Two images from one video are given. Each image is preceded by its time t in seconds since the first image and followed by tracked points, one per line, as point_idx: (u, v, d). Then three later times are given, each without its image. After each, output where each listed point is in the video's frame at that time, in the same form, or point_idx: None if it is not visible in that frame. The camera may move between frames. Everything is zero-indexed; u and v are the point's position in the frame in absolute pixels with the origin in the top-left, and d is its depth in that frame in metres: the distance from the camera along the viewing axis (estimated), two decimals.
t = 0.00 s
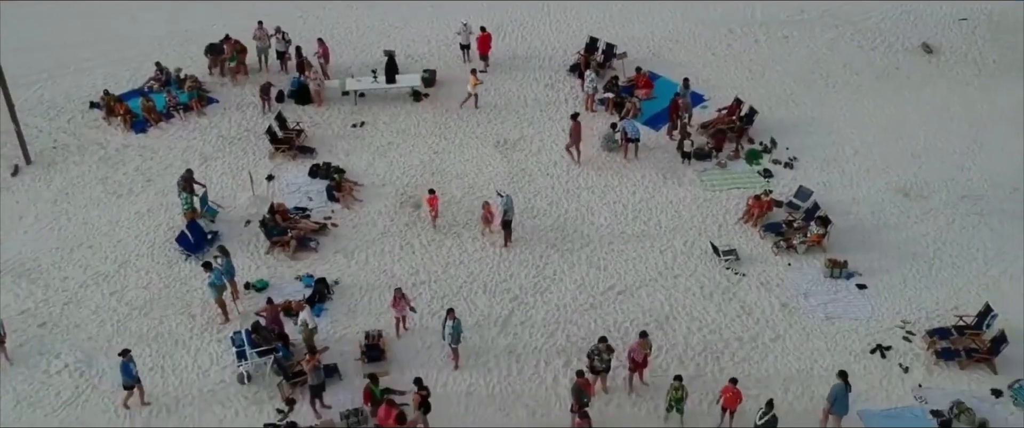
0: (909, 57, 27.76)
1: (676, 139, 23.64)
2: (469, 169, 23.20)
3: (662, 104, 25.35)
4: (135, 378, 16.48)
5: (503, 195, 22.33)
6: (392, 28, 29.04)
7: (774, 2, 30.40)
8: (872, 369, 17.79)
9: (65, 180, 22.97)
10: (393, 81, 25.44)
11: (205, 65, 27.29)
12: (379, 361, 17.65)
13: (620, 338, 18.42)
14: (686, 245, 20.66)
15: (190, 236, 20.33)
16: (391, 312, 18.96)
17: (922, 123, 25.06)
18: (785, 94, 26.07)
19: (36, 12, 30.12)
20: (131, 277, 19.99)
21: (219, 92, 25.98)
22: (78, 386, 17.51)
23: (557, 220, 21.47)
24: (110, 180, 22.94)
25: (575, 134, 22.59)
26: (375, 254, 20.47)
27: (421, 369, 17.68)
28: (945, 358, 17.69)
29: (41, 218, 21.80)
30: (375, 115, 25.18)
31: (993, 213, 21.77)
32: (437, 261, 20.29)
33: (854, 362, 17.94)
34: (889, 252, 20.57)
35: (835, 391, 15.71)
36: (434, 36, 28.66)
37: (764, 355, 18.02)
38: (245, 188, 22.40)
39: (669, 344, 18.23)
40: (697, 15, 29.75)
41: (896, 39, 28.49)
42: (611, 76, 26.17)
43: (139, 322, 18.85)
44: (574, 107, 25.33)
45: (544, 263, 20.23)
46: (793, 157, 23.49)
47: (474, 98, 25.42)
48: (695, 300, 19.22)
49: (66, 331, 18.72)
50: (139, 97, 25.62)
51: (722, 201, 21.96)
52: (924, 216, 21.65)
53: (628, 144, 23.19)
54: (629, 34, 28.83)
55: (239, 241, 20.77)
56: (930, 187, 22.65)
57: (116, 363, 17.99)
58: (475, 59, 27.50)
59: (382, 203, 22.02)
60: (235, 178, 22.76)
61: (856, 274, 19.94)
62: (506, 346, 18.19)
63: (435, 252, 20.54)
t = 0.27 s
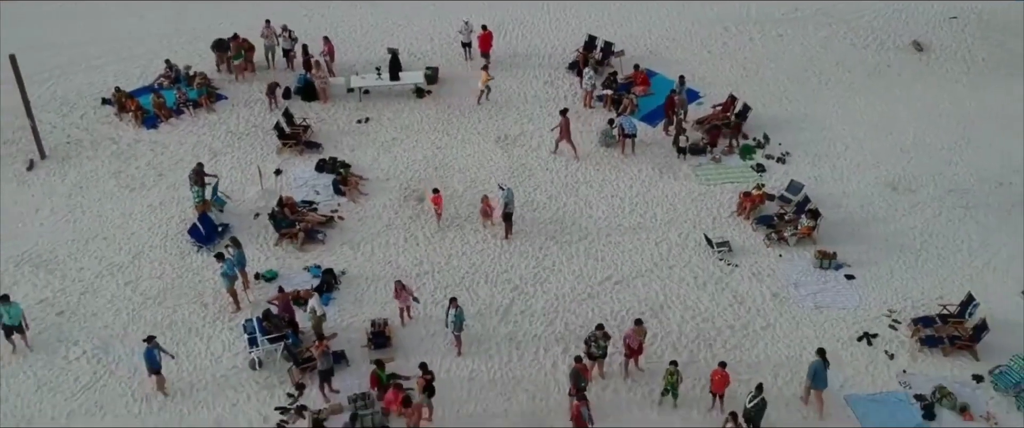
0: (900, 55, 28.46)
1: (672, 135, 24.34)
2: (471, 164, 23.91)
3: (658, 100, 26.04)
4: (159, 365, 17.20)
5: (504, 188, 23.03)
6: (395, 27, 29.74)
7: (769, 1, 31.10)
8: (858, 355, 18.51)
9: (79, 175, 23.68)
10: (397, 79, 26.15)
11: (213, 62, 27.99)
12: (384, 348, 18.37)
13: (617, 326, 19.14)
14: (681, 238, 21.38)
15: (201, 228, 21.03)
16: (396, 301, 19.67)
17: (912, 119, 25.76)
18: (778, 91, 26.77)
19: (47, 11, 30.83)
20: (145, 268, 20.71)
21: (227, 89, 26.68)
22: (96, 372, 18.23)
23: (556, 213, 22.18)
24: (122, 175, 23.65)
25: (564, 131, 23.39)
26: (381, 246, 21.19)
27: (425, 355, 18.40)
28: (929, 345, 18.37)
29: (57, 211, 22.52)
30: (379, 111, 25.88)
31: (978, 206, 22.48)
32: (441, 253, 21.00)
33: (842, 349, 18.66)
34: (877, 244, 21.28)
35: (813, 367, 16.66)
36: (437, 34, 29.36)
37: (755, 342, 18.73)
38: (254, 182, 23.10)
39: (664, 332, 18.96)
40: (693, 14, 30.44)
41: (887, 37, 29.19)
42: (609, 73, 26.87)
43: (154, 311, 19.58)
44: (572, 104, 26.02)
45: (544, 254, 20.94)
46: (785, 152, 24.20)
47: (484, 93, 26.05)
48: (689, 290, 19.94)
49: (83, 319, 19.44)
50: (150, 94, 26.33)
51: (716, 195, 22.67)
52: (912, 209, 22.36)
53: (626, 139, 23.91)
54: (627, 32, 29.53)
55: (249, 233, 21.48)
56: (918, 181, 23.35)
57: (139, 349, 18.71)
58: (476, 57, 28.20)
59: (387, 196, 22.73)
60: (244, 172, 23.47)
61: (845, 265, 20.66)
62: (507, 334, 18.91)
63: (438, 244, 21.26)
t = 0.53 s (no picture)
0: (890, 56, 29.22)
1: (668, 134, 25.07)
2: (473, 162, 24.66)
3: (655, 101, 26.78)
4: (182, 359, 17.93)
5: (504, 186, 23.77)
6: (399, 29, 30.50)
7: (763, 4, 31.86)
8: (846, 346, 19.24)
9: (92, 173, 24.41)
10: (400, 80, 26.91)
11: (221, 64, 28.73)
12: (390, 339, 19.11)
13: (613, 318, 19.88)
14: (676, 234, 22.13)
15: (212, 225, 21.77)
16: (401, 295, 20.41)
17: (901, 119, 26.50)
18: (772, 92, 27.50)
19: (58, 14, 31.60)
20: (158, 262, 21.45)
21: (235, 90, 27.43)
22: (113, 362, 18.97)
23: (556, 210, 22.93)
24: (135, 173, 24.38)
25: (553, 126, 24.26)
26: (386, 242, 21.94)
27: (429, 346, 19.15)
28: (913, 337, 19.10)
29: (72, 208, 23.26)
30: (383, 111, 26.62)
31: (964, 204, 23.22)
32: (444, 248, 21.74)
33: (830, 340, 19.40)
34: (865, 240, 22.03)
35: (795, 347, 17.52)
36: (439, 36, 30.12)
37: (747, 333, 19.48)
38: (262, 180, 23.84)
39: (658, 324, 19.71)
40: (689, 17, 31.20)
41: (878, 39, 29.95)
42: (607, 75, 27.60)
43: (167, 304, 20.31)
44: (571, 104, 26.77)
45: (543, 250, 21.68)
46: (778, 151, 24.94)
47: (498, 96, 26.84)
48: (683, 284, 20.70)
49: (100, 312, 20.18)
50: (160, 95, 27.07)
51: (710, 192, 23.42)
52: (900, 207, 23.10)
53: (623, 138, 24.69)
54: (624, 34, 30.29)
55: (259, 229, 22.23)
56: (906, 179, 24.09)
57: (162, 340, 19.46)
58: (478, 58, 28.96)
59: (392, 194, 23.47)
60: (253, 171, 24.20)
61: (834, 261, 21.39)
62: (508, 326, 19.65)
63: (441, 240, 22.00)
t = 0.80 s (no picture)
0: (882, 58, 29.89)
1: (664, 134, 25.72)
2: (474, 162, 25.32)
3: (652, 102, 27.45)
4: (199, 352, 18.52)
5: (505, 184, 24.42)
6: (402, 31, 31.18)
7: (759, 7, 32.54)
8: (835, 339, 19.91)
9: (104, 171, 25.07)
10: (404, 81, 27.56)
11: (228, 65, 29.40)
12: (395, 332, 19.77)
13: (610, 312, 20.55)
14: (671, 231, 22.80)
15: (221, 222, 22.45)
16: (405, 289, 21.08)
17: (892, 119, 27.17)
18: (766, 93, 28.17)
19: (68, 16, 32.30)
20: (170, 258, 22.12)
21: (242, 91, 28.10)
22: (127, 354, 19.63)
23: (555, 208, 23.60)
24: (145, 171, 25.05)
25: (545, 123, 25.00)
26: (390, 238, 22.60)
27: (433, 339, 19.81)
28: (901, 330, 19.74)
29: (85, 205, 23.92)
30: (387, 112, 27.28)
31: (952, 202, 23.88)
32: (446, 245, 22.40)
33: (820, 333, 20.05)
34: (856, 236, 22.69)
35: (782, 332, 18.21)
36: (442, 39, 30.80)
37: (740, 327, 20.14)
38: (270, 178, 24.50)
39: (654, 318, 20.37)
40: (686, 19, 31.88)
41: (871, 42, 30.63)
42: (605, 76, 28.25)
43: (179, 298, 20.98)
44: (570, 105, 27.43)
45: (542, 246, 22.35)
46: (771, 151, 25.59)
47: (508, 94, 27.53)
48: (678, 279, 21.37)
49: (113, 306, 20.85)
50: (169, 95, 27.74)
51: (705, 191, 24.08)
52: (889, 204, 23.77)
53: (620, 138, 25.35)
54: (622, 36, 30.97)
55: (266, 226, 22.89)
56: (896, 178, 24.75)
57: (180, 334, 20.09)
58: (479, 60, 29.64)
59: (395, 192, 24.13)
60: (260, 169, 24.86)
61: (825, 257, 22.05)
62: (509, 319, 20.32)
63: (443, 236, 22.66)
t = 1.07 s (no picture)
0: (875, 60, 30.56)
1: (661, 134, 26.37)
2: (476, 161, 25.98)
3: (649, 103, 28.11)
4: (214, 346, 19.03)
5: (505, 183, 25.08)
6: (405, 33, 31.86)
7: (755, 10, 33.20)
8: (825, 332, 20.55)
9: (115, 171, 25.72)
10: (407, 82, 28.23)
11: (235, 66, 30.06)
12: (399, 326, 20.42)
13: (607, 306, 21.21)
14: (667, 228, 23.46)
15: (230, 219, 23.09)
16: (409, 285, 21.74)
17: (883, 120, 27.83)
18: (760, 94, 28.84)
19: (77, 18, 32.96)
20: (180, 254, 22.78)
21: (249, 92, 28.77)
22: (140, 347, 20.28)
23: (554, 206, 24.25)
24: (155, 170, 25.70)
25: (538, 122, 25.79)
26: (394, 235, 23.26)
27: (436, 332, 20.46)
28: (889, 324, 20.38)
29: (97, 203, 24.58)
30: (390, 112, 27.94)
31: (940, 200, 24.54)
32: (448, 242, 23.06)
33: (811, 327, 20.70)
34: (846, 234, 23.35)
35: (773, 319, 19.07)
36: (444, 41, 31.47)
37: (733, 321, 20.80)
38: (277, 177, 25.15)
39: (650, 312, 21.03)
40: (683, 22, 32.56)
41: (864, 44, 31.30)
42: (603, 77, 28.90)
43: (189, 293, 21.64)
44: (569, 106, 28.09)
45: (542, 243, 23.01)
46: (765, 151, 26.24)
47: (516, 97, 28.22)
48: (674, 275, 22.03)
49: (126, 300, 21.51)
50: (177, 96, 28.40)
51: (700, 189, 24.73)
52: (880, 203, 24.42)
53: (618, 138, 26.03)
54: (620, 38, 31.64)
55: (274, 224, 23.54)
56: (887, 177, 25.41)
57: (196, 328, 20.73)
58: (479, 62, 30.32)
59: (399, 191, 24.78)
60: (268, 169, 25.52)
61: (817, 253, 22.70)
62: (509, 314, 20.98)
63: (446, 233, 23.32)
